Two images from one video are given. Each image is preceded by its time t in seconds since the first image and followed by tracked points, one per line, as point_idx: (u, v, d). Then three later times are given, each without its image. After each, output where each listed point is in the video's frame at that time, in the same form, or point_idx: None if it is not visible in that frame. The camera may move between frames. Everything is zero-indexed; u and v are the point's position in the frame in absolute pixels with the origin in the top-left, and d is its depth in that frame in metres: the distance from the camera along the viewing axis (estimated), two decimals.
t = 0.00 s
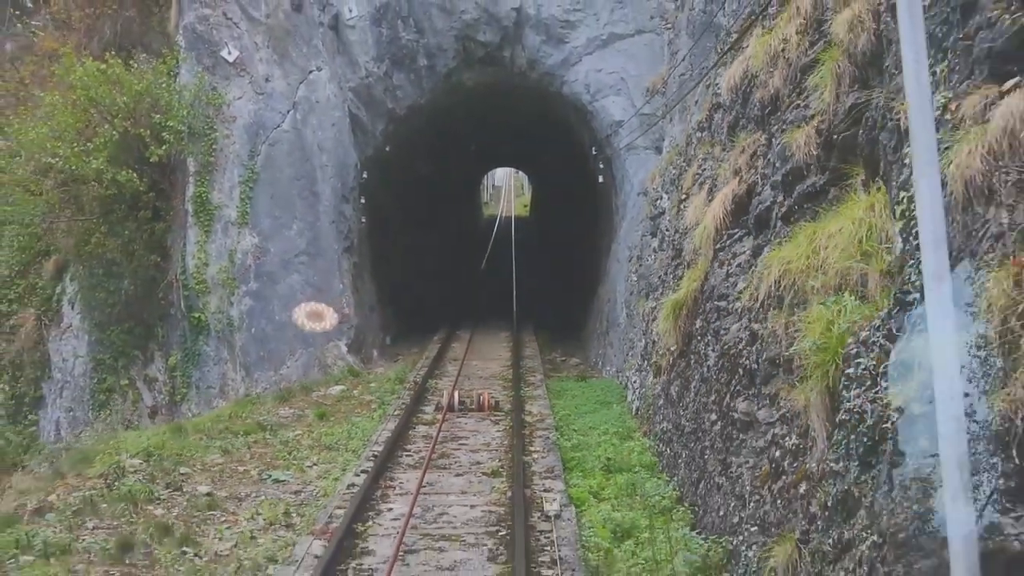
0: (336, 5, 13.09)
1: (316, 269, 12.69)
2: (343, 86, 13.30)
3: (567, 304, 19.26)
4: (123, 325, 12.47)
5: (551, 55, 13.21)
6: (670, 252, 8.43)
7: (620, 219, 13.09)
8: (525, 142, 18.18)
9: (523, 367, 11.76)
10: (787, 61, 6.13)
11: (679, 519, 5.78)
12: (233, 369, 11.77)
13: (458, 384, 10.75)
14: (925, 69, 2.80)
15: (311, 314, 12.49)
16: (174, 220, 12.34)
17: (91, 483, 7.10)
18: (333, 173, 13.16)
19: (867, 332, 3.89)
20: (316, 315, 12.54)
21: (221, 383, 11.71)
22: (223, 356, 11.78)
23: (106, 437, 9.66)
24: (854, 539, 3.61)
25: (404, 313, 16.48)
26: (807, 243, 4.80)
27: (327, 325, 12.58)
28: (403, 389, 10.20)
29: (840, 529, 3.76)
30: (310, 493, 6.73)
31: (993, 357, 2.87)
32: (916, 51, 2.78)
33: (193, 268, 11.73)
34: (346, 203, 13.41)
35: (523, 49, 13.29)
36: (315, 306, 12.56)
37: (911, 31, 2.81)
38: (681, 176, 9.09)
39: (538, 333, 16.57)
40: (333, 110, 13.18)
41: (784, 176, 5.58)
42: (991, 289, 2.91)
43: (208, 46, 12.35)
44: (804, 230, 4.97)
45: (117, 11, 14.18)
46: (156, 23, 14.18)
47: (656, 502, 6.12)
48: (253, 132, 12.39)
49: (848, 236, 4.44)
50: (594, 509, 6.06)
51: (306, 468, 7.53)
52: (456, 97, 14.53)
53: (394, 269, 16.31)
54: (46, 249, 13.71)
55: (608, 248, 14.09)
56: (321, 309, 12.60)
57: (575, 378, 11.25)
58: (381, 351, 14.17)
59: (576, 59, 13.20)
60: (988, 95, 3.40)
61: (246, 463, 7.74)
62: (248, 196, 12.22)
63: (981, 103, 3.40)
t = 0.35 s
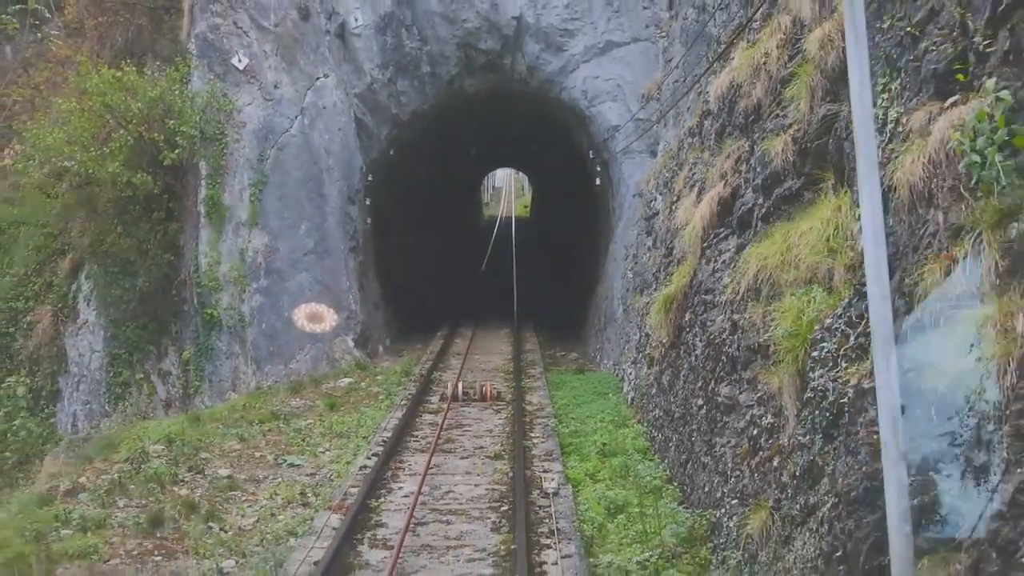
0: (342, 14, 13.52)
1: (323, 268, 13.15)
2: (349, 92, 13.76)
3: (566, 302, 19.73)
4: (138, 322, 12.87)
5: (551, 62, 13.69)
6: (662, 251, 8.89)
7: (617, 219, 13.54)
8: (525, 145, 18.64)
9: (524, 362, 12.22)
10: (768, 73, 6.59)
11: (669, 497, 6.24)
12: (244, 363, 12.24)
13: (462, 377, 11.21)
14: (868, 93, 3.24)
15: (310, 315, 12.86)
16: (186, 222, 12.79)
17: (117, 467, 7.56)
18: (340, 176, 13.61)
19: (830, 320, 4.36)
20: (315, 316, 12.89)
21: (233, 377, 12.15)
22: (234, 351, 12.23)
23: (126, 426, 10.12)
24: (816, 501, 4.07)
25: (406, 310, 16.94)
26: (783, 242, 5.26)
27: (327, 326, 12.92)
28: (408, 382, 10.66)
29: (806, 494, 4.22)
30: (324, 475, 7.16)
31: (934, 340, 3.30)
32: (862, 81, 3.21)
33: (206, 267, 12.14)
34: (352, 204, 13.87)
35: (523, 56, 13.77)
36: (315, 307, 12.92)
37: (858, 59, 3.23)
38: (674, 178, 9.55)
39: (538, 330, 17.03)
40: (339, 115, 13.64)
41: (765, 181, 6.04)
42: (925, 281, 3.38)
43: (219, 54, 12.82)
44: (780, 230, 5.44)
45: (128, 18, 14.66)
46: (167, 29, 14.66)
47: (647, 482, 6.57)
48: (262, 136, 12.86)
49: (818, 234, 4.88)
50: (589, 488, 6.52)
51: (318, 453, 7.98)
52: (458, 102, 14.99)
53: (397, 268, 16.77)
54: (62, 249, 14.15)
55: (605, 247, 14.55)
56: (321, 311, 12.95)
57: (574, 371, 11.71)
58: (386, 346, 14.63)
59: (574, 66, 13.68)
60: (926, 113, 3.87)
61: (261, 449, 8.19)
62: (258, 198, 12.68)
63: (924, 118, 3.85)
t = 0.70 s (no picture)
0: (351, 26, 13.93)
1: (333, 273, 13.62)
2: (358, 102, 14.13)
3: (567, 306, 20.18)
4: (156, 325, 13.26)
5: (552, 73, 14.10)
6: (657, 256, 9.35)
7: (616, 225, 13.98)
8: (527, 153, 19.09)
9: (526, 363, 12.68)
10: (755, 88, 7.04)
11: (661, 486, 6.67)
12: (256, 365, 12.80)
13: (466, 377, 11.67)
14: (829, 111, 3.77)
15: (311, 321, 13.23)
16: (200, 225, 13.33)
17: (142, 459, 8.02)
18: (349, 183, 14.06)
19: (804, 316, 4.79)
20: (316, 321, 13.25)
21: (245, 377, 12.69)
22: (246, 353, 12.78)
23: (145, 423, 10.56)
24: (787, 479, 4.52)
25: (411, 313, 17.42)
26: (764, 246, 5.71)
27: (327, 331, 13.25)
28: (415, 381, 11.13)
29: (779, 473, 4.66)
30: (336, 467, 7.61)
31: (871, 327, 3.83)
32: (823, 99, 3.73)
33: (220, 271, 12.72)
34: (360, 211, 14.32)
35: (526, 67, 14.24)
36: (317, 314, 13.29)
37: (820, 84, 3.78)
38: (669, 186, 10.01)
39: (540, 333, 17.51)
40: (348, 124, 14.05)
41: (750, 189, 6.49)
42: (880, 280, 3.80)
43: (234, 65, 13.37)
44: (762, 236, 5.88)
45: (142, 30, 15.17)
46: (180, 41, 15.15)
47: (641, 472, 7.01)
48: (274, 145, 13.43)
49: (794, 239, 5.32)
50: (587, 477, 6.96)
51: (331, 447, 8.43)
52: (463, 112, 15.46)
53: (403, 272, 17.24)
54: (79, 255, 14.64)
55: (605, 253, 15.02)
56: (322, 315, 13.30)
57: (574, 372, 12.17)
58: (392, 349, 15.09)
59: (575, 77, 14.07)
60: (888, 127, 4.30)
61: (277, 443, 8.64)
62: (269, 205, 13.26)
63: (883, 134, 4.31)
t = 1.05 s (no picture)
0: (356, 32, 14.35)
1: (340, 272, 14.09)
2: (363, 106, 14.54)
3: (566, 304, 20.65)
4: (166, 321, 13.75)
5: (552, 78, 14.60)
6: (652, 254, 9.80)
7: (614, 225, 14.44)
8: (527, 154, 19.53)
9: (526, 359, 13.14)
10: (742, 97, 7.48)
11: (653, 470, 7.12)
12: (266, 360, 13.22)
13: (469, 371, 12.12)
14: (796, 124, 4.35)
15: (310, 321, 13.63)
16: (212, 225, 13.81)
17: (163, 447, 8.47)
18: (355, 185, 14.52)
19: (781, 310, 5.24)
20: (315, 322, 13.65)
21: (256, 373, 13.11)
22: (257, 349, 13.21)
23: (160, 415, 11.01)
24: (764, 455, 4.97)
25: (415, 311, 17.88)
26: (747, 246, 6.16)
27: (326, 331, 13.63)
28: (420, 376, 11.58)
29: (757, 452, 5.11)
30: (347, 454, 8.05)
31: (836, 317, 4.26)
32: (791, 113, 4.31)
33: (231, 269, 13.15)
34: (366, 212, 14.77)
35: (527, 72, 14.67)
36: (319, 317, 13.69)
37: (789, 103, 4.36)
38: (663, 188, 10.46)
39: (540, 331, 17.97)
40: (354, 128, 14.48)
41: (736, 192, 6.94)
42: (843, 275, 4.24)
43: (243, 71, 13.80)
44: (745, 235, 6.34)
45: (154, 35, 15.61)
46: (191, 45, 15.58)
47: (635, 458, 7.46)
48: (283, 148, 13.83)
49: (773, 239, 5.76)
50: (583, 462, 7.42)
51: (341, 436, 8.88)
52: (465, 115, 15.91)
53: (407, 272, 17.70)
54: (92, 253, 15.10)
55: (603, 253, 15.48)
56: (322, 316, 13.71)
57: (573, 368, 12.63)
58: (397, 346, 15.55)
59: (573, 82, 14.58)
60: (855, 137, 4.71)
61: (290, 433, 9.09)
62: (278, 206, 13.68)
63: (849, 144, 4.75)
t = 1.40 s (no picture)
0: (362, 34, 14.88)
1: (347, 265, 14.58)
2: (369, 105, 15.09)
3: (566, 298, 21.11)
4: (179, 313, 14.15)
5: (552, 78, 15.07)
6: (648, 248, 10.26)
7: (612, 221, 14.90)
8: (528, 152, 19.99)
9: (527, 350, 13.60)
10: (731, 100, 7.94)
11: (646, 451, 7.57)
12: (276, 351, 13.65)
13: (473, 361, 12.60)
14: (769, 127, 4.83)
15: (311, 316, 14.03)
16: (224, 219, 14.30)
17: (183, 432, 8.93)
18: (362, 182, 15.01)
19: (761, 299, 5.69)
20: (316, 317, 14.07)
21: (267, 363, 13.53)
22: (267, 340, 13.64)
23: (176, 403, 11.45)
24: (744, 431, 5.41)
25: (419, 306, 18.35)
26: (733, 241, 6.60)
27: (327, 328, 14.05)
28: (425, 366, 12.05)
29: (738, 430, 5.55)
30: (358, 437, 8.52)
31: (807, 304, 4.71)
32: (762, 116, 4.79)
33: (242, 264, 13.54)
34: (372, 208, 15.24)
35: (528, 73, 15.13)
36: (319, 311, 14.10)
37: (764, 108, 4.83)
38: (659, 185, 10.91)
39: (541, 324, 18.44)
40: (360, 126, 15.00)
41: (724, 190, 7.39)
42: (812, 265, 4.70)
43: (253, 72, 14.19)
44: (731, 231, 6.77)
45: (165, 36, 16.06)
46: (201, 45, 16.03)
47: (629, 440, 7.91)
48: (292, 147, 14.26)
49: (756, 233, 6.21)
50: (581, 444, 7.90)
51: (351, 422, 9.35)
52: (468, 114, 16.38)
53: (411, 267, 18.16)
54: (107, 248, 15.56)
55: (602, 248, 15.94)
56: (322, 312, 14.12)
57: (572, 358, 13.10)
58: (402, 338, 16.03)
59: (572, 82, 15.04)
60: (825, 141, 5.16)
61: (303, 419, 9.54)
62: (287, 202, 14.11)
63: (818, 147, 5.23)
